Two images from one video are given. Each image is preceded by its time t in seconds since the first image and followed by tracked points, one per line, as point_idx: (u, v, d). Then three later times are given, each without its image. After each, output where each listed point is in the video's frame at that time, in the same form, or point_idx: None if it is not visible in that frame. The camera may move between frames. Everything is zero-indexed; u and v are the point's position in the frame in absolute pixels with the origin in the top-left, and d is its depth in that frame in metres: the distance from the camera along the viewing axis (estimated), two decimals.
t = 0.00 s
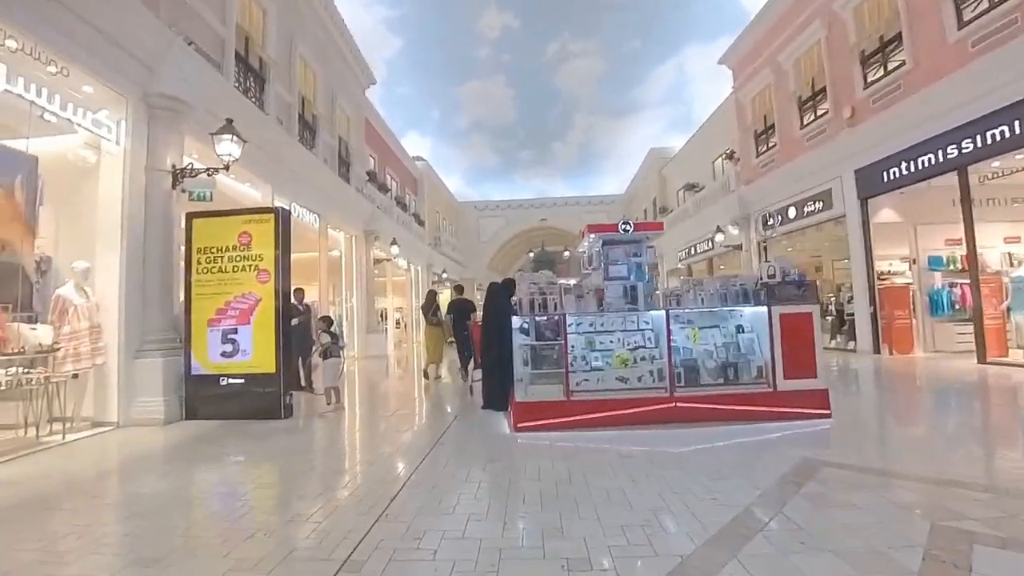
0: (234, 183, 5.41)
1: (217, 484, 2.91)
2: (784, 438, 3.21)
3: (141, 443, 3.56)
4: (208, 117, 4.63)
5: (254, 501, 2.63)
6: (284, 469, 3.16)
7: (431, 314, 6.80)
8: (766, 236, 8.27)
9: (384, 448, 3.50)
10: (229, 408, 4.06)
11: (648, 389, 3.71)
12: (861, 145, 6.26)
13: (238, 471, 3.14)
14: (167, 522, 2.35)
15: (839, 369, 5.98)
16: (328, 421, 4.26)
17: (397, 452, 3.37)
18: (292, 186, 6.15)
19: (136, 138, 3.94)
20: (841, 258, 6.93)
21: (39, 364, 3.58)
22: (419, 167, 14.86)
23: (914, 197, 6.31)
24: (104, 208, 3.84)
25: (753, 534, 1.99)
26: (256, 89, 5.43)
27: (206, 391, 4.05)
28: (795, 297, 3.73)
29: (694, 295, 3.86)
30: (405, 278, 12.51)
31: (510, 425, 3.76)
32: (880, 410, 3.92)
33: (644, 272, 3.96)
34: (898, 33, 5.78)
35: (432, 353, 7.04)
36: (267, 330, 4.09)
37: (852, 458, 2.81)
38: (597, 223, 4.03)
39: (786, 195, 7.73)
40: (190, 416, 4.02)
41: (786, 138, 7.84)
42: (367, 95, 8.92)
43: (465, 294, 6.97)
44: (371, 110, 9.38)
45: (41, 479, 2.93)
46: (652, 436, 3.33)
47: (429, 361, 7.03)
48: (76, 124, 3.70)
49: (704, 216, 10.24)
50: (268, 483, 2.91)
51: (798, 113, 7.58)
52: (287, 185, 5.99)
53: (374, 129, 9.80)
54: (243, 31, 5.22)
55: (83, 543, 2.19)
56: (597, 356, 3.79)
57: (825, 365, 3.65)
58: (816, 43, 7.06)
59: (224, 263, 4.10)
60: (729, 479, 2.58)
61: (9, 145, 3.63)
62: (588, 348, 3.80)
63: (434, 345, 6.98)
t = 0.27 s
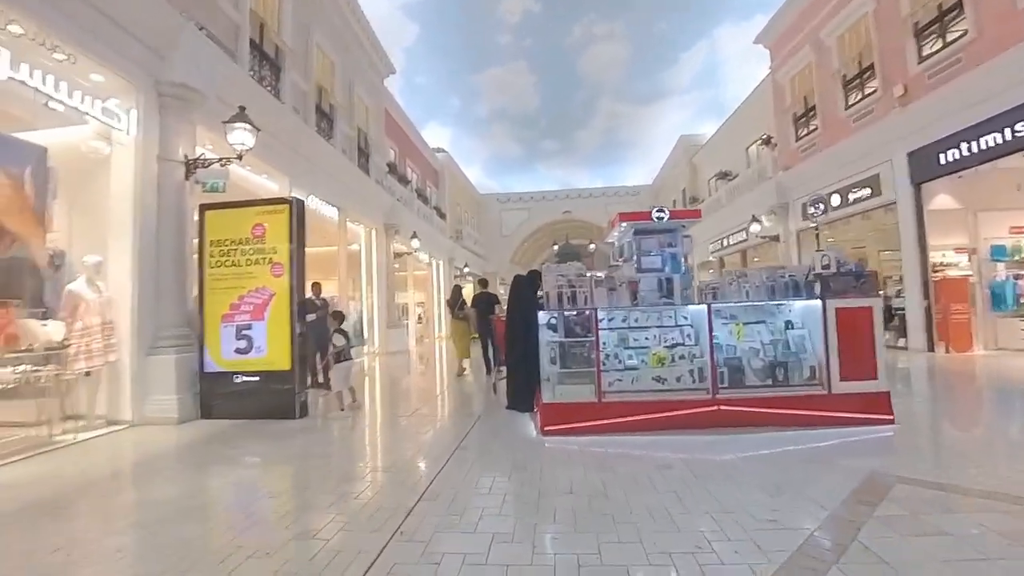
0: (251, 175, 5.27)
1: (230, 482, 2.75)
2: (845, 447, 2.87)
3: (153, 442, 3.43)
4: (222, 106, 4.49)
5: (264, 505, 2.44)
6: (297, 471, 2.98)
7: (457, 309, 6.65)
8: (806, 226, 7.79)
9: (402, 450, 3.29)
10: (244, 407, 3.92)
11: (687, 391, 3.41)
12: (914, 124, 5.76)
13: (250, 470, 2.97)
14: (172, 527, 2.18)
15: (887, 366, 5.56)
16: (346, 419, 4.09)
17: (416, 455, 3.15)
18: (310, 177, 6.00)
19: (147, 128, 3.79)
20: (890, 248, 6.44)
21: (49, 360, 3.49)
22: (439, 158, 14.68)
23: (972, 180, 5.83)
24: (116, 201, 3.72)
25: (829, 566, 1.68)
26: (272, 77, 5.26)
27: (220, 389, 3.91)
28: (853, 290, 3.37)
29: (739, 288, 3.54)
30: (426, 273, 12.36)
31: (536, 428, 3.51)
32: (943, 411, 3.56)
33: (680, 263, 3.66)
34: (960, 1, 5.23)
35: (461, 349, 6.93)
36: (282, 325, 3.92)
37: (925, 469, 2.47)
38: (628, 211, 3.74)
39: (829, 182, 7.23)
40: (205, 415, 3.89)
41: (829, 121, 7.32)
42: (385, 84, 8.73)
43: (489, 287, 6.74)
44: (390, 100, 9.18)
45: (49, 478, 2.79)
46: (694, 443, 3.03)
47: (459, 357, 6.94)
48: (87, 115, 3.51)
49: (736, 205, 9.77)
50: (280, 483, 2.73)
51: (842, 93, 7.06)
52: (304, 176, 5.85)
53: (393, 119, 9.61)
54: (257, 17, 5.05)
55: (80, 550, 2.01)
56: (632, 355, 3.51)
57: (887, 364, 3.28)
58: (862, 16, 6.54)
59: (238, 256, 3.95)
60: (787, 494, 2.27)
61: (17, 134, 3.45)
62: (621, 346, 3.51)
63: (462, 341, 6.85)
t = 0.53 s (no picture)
0: (268, 167, 5.17)
1: (236, 484, 2.61)
2: (908, 456, 2.56)
3: (164, 439, 3.34)
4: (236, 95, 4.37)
5: (270, 509, 2.28)
6: (308, 471, 2.83)
7: (482, 303, 6.46)
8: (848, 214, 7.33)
9: (418, 450, 3.11)
10: (258, 404, 3.80)
11: (725, 392, 3.13)
12: (972, 100, 5.27)
13: (260, 470, 2.83)
14: (170, 533, 2.04)
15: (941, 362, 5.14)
16: (362, 417, 3.95)
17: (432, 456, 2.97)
18: (328, 168, 5.89)
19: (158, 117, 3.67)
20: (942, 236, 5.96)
21: (61, 356, 3.35)
22: (460, 150, 14.51)
23: None
24: (127, 192, 3.62)
25: None
26: (286, 66, 5.14)
27: (234, 386, 3.80)
28: (911, 280, 3.04)
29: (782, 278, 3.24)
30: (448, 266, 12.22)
31: (560, 429, 3.28)
32: (1016, 412, 3.19)
33: (715, 252, 3.41)
34: None
35: (484, 344, 6.73)
36: (295, 320, 3.79)
37: (1011, 483, 2.14)
38: (658, 197, 3.49)
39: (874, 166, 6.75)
40: (219, 412, 3.79)
41: (875, 101, 6.83)
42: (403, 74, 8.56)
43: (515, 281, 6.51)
44: (409, 90, 9.02)
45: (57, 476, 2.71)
46: (734, 449, 2.76)
47: (483, 352, 6.75)
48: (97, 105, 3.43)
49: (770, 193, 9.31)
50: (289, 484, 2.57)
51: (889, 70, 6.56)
52: (322, 167, 5.73)
53: (412, 110, 9.46)
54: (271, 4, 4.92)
55: (74, 555, 1.88)
56: (664, 351, 3.25)
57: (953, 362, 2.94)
58: None
59: (251, 249, 3.83)
60: (851, 511, 1.98)
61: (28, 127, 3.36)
62: (652, 342, 3.25)
63: (485, 335, 6.66)
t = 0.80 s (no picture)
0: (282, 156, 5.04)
1: (236, 485, 2.45)
2: (989, 468, 2.21)
3: (173, 437, 3.22)
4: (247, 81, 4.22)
5: (268, 516, 2.11)
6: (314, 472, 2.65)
7: (506, 296, 6.23)
8: (895, 198, 6.82)
9: (433, 451, 2.91)
10: (270, 402, 3.66)
11: (770, 392, 2.82)
12: None
13: (264, 469, 2.68)
14: (159, 541, 1.88)
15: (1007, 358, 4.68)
16: (376, 415, 3.77)
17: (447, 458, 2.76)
18: (344, 157, 5.73)
19: (164, 102, 3.54)
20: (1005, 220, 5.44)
21: (65, 351, 3.38)
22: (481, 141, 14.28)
23: None
24: (134, 181, 3.51)
25: None
26: (299, 51, 4.97)
27: (244, 382, 3.66)
28: (987, 266, 2.67)
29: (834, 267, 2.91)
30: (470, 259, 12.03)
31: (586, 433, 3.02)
32: None
33: (757, 239, 3.03)
34: None
35: (508, 338, 6.51)
36: (306, 314, 3.62)
37: None
38: (690, 179, 3.04)
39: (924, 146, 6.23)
40: (230, 410, 3.66)
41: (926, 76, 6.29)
42: (422, 61, 8.34)
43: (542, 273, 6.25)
44: (428, 78, 8.80)
45: (56, 473, 2.60)
46: (783, 458, 2.45)
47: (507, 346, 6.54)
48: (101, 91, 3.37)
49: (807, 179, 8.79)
50: (291, 487, 2.40)
51: (943, 42, 6.01)
52: (337, 157, 5.58)
53: (431, 99, 9.25)
54: None
55: (52, 563, 1.74)
56: (701, 348, 2.95)
57: None
58: None
59: (260, 240, 3.67)
60: (933, 537, 1.67)
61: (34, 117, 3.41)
62: (687, 338, 2.96)
63: (510, 329, 6.43)
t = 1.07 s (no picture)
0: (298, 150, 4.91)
1: (238, 495, 2.31)
2: None
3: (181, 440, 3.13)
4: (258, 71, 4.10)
5: (265, 532, 1.96)
6: (321, 481, 2.50)
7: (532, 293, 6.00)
8: (948, 186, 6.30)
9: (447, 460, 2.72)
10: (281, 406, 3.54)
11: (818, 405, 2.53)
12: None
13: (269, 477, 2.54)
14: (147, 559, 1.75)
15: None
16: (390, 419, 3.61)
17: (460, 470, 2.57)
18: (361, 149, 5.58)
19: (170, 95, 3.43)
20: None
21: (74, 353, 3.26)
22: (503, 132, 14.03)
23: None
24: (141, 176, 3.42)
25: None
26: (312, 40, 4.83)
27: (255, 384, 3.55)
28: None
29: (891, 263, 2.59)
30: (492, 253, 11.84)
31: (611, 445, 2.79)
32: None
33: (802, 233, 2.70)
34: None
35: (533, 336, 6.28)
36: (316, 313, 3.48)
37: None
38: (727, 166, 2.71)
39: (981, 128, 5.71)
40: (240, 413, 3.55)
41: (985, 50, 5.76)
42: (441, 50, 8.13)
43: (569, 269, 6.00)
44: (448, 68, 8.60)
45: (60, 478, 2.52)
46: (836, 480, 2.18)
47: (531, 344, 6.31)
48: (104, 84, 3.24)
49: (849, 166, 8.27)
50: (292, 500, 2.24)
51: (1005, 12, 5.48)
52: (354, 149, 5.43)
53: (451, 89, 9.04)
54: None
55: None
56: (739, 355, 2.68)
57: None
58: None
59: (269, 236, 3.54)
60: None
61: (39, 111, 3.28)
62: (724, 343, 2.69)
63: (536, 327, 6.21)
